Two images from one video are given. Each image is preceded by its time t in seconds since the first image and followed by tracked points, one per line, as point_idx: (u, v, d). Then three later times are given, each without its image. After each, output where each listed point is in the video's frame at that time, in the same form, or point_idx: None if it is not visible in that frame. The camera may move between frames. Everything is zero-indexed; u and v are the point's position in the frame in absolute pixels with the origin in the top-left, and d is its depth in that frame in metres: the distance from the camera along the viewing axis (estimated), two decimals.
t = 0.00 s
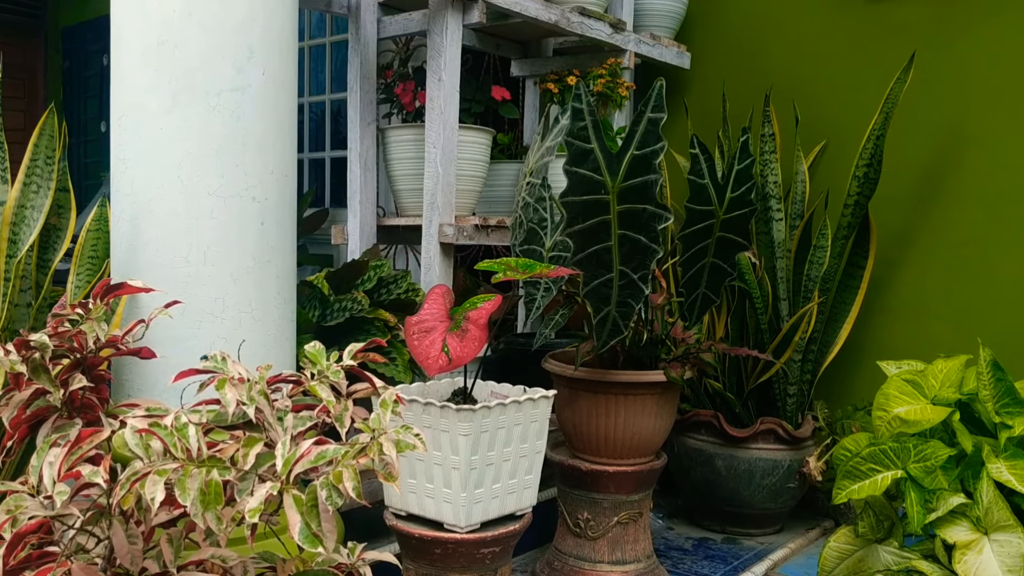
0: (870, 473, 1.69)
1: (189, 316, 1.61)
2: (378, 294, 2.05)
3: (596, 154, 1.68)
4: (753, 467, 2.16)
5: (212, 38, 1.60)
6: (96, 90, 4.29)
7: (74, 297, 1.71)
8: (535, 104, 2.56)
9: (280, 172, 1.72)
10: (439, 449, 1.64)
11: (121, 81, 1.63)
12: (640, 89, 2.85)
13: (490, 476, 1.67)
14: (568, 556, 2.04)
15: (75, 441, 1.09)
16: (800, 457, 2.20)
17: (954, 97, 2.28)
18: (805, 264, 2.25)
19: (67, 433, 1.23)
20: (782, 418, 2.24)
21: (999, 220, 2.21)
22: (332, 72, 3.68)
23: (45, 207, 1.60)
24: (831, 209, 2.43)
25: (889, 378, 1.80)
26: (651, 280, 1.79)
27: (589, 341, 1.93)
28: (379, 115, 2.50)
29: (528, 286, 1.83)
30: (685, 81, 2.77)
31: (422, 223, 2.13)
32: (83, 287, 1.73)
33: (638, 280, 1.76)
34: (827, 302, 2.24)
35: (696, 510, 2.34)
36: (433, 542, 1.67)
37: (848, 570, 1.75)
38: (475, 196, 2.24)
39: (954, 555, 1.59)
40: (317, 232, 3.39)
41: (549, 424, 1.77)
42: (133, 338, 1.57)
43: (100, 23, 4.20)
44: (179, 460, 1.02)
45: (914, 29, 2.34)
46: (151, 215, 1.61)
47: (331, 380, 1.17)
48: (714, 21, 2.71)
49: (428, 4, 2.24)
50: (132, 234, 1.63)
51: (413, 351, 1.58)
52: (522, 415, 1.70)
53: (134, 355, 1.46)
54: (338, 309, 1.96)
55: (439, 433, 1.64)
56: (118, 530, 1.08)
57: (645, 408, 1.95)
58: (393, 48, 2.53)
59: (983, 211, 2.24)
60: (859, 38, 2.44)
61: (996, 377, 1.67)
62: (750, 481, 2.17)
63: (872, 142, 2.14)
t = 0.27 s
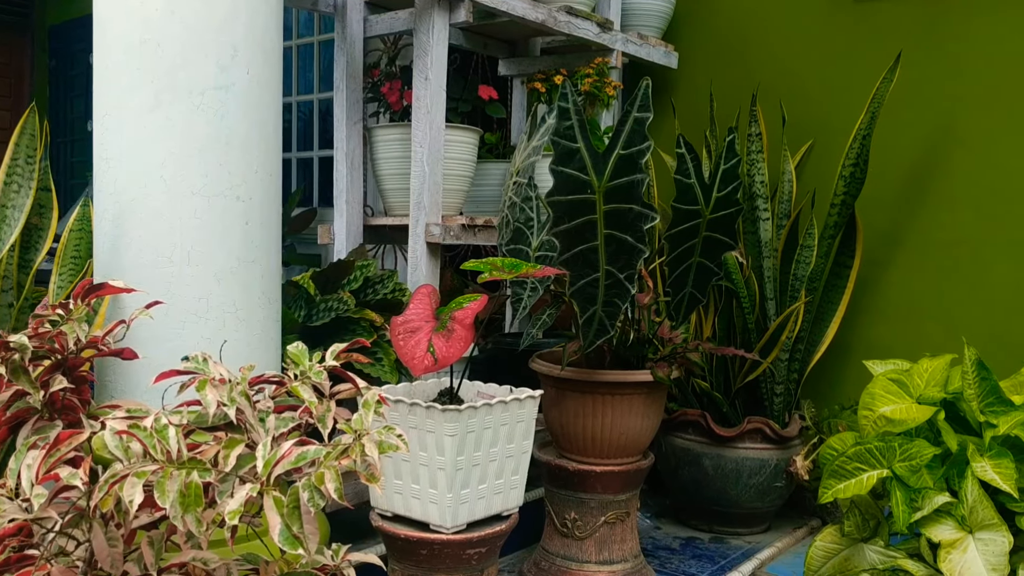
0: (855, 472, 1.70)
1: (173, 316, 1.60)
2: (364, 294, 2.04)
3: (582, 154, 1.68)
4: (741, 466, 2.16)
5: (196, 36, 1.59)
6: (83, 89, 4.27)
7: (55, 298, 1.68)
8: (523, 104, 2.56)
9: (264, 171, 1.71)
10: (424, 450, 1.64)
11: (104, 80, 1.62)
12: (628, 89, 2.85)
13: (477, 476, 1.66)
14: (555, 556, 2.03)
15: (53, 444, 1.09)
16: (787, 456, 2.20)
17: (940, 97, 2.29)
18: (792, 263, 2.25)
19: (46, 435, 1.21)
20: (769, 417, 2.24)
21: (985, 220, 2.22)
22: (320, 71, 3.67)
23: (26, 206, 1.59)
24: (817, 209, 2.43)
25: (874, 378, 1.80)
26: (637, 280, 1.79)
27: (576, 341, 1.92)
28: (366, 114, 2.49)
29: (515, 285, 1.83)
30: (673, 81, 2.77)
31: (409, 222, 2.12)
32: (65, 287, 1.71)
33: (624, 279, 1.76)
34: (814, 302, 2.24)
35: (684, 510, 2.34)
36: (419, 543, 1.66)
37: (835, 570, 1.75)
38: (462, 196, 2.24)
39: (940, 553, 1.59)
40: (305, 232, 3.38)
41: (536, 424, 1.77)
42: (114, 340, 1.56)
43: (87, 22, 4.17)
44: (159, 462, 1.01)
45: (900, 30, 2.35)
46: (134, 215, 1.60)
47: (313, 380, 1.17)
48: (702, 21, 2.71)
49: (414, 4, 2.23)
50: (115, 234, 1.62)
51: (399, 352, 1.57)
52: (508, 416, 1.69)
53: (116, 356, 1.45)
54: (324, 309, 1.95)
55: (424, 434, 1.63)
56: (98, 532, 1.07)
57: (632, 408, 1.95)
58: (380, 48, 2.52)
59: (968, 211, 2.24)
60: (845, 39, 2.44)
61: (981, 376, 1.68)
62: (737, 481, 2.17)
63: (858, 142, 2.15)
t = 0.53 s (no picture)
0: (843, 472, 1.70)
1: (158, 316, 1.59)
2: (352, 294, 2.03)
3: (569, 154, 1.68)
4: (729, 465, 2.16)
5: (181, 34, 1.58)
6: (69, 87, 4.24)
7: (39, 298, 1.67)
8: (511, 103, 2.55)
9: (250, 170, 1.70)
10: (412, 451, 1.63)
11: (88, 78, 1.60)
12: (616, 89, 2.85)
13: (465, 477, 1.66)
14: (544, 556, 2.03)
15: (35, 446, 1.07)
16: (775, 455, 2.20)
17: (926, 96, 2.30)
18: (780, 263, 2.26)
19: (29, 437, 1.20)
20: (757, 417, 2.24)
21: (972, 219, 2.23)
22: (309, 69, 3.65)
23: (9, 206, 1.58)
24: (805, 208, 2.44)
25: (862, 377, 1.81)
26: (626, 279, 1.79)
27: (565, 340, 1.92)
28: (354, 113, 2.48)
29: (503, 285, 1.83)
30: (661, 80, 2.77)
31: (397, 222, 2.11)
32: (49, 287, 1.70)
33: (612, 279, 1.76)
34: (802, 301, 2.24)
35: (673, 509, 2.34)
36: (407, 544, 1.66)
37: (823, 569, 1.75)
38: (450, 195, 2.23)
39: (927, 552, 1.60)
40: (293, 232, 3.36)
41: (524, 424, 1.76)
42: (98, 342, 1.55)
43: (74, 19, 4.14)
44: (143, 464, 1.00)
45: (888, 29, 2.35)
46: (119, 214, 1.58)
47: (299, 381, 1.17)
48: (690, 21, 2.71)
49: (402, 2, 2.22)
50: (99, 234, 1.60)
51: (386, 351, 1.57)
52: (496, 416, 1.69)
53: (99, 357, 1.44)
54: (311, 309, 1.94)
55: (412, 434, 1.63)
56: (80, 535, 1.06)
57: (620, 408, 1.95)
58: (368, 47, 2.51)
59: (955, 210, 2.25)
60: (833, 38, 2.45)
61: (968, 375, 1.68)
62: (726, 480, 2.17)
63: (846, 142, 2.15)
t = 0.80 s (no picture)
0: (829, 471, 1.70)
1: (140, 317, 1.58)
2: (338, 294, 2.02)
3: (555, 153, 1.67)
4: (717, 465, 2.16)
5: (163, 33, 1.57)
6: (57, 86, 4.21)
7: (21, 298, 1.68)
8: (499, 103, 2.54)
9: (234, 170, 1.68)
10: (398, 452, 1.62)
11: (70, 77, 1.59)
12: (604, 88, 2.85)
13: (450, 478, 1.65)
14: (531, 557, 2.02)
15: (11, 449, 1.05)
16: (763, 454, 2.20)
17: (913, 95, 2.30)
18: (767, 262, 2.26)
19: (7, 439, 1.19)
20: (745, 416, 2.24)
21: (958, 219, 2.23)
22: (298, 68, 3.64)
23: None
24: (793, 208, 2.44)
25: (848, 376, 1.81)
26: (611, 279, 1.79)
27: (552, 340, 1.92)
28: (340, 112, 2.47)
29: (490, 285, 1.83)
30: (649, 79, 2.76)
31: (383, 222, 2.10)
32: (32, 286, 1.70)
33: (598, 278, 1.76)
34: (789, 301, 2.24)
35: (661, 509, 2.34)
36: (392, 545, 1.65)
37: (809, 569, 1.75)
38: (437, 195, 2.22)
39: (912, 551, 1.60)
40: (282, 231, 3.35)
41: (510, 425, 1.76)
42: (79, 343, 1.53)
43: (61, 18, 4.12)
44: (119, 468, 0.99)
45: (874, 29, 2.36)
46: (101, 215, 1.57)
47: (280, 383, 1.16)
48: (678, 20, 2.71)
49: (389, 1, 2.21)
50: (81, 234, 1.59)
51: (371, 352, 1.56)
52: (482, 416, 1.68)
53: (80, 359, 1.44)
54: (296, 310, 1.93)
55: (398, 435, 1.62)
56: (58, 539, 1.05)
57: (607, 408, 1.94)
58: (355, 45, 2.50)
59: (941, 209, 2.26)
60: (821, 38, 2.45)
61: (953, 374, 1.68)
62: (713, 479, 2.17)
63: (833, 141, 2.15)
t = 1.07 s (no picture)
0: (816, 470, 1.70)
1: (124, 318, 1.56)
2: (324, 294, 2.01)
3: (542, 152, 1.66)
4: (705, 464, 2.16)
5: (146, 32, 1.55)
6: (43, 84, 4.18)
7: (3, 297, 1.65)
8: (486, 102, 2.53)
9: (219, 170, 1.67)
10: (384, 453, 1.62)
11: (51, 76, 1.57)
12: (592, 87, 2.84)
13: (437, 478, 1.65)
14: (519, 557, 2.02)
15: None
16: (751, 454, 2.20)
17: (899, 95, 2.31)
18: (755, 261, 2.26)
19: None
20: (733, 415, 2.24)
21: (945, 218, 2.24)
22: (286, 68, 3.62)
23: None
24: (780, 207, 2.44)
25: (834, 376, 1.81)
26: (598, 279, 1.78)
27: (539, 340, 1.91)
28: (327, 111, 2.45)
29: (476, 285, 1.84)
30: (638, 78, 2.76)
31: (370, 222, 2.09)
32: (14, 286, 1.68)
33: (585, 278, 1.75)
34: (777, 300, 2.25)
35: (650, 508, 2.34)
36: (378, 547, 1.64)
37: (796, 568, 1.75)
38: (424, 194, 2.21)
39: (899, 550, 1.60)
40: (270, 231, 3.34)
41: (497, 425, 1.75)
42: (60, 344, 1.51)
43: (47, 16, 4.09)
44: (98, 471, 0.98)
45: (861, 29, 2.36)
46: (84, 215, 1.55)
47: (262, 385, 1.15)
48: (666, 19, 2.71)
49: None
50: (64, 235, 1.58)
51: (356, 353, 1.55)
52: (469, 417, 1.68)
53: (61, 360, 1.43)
54: (283, 310, 1.92)
55: (384, 436, 1.61)
56: (36, 543, 1.04)
57: (595, 407, 1.94)
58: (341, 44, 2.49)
59: (928, 208, 2.26)
60: (808, 37, 2.45)
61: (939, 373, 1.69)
62: (702, 479, 2.17)
63: (820, 140, 2.15)
